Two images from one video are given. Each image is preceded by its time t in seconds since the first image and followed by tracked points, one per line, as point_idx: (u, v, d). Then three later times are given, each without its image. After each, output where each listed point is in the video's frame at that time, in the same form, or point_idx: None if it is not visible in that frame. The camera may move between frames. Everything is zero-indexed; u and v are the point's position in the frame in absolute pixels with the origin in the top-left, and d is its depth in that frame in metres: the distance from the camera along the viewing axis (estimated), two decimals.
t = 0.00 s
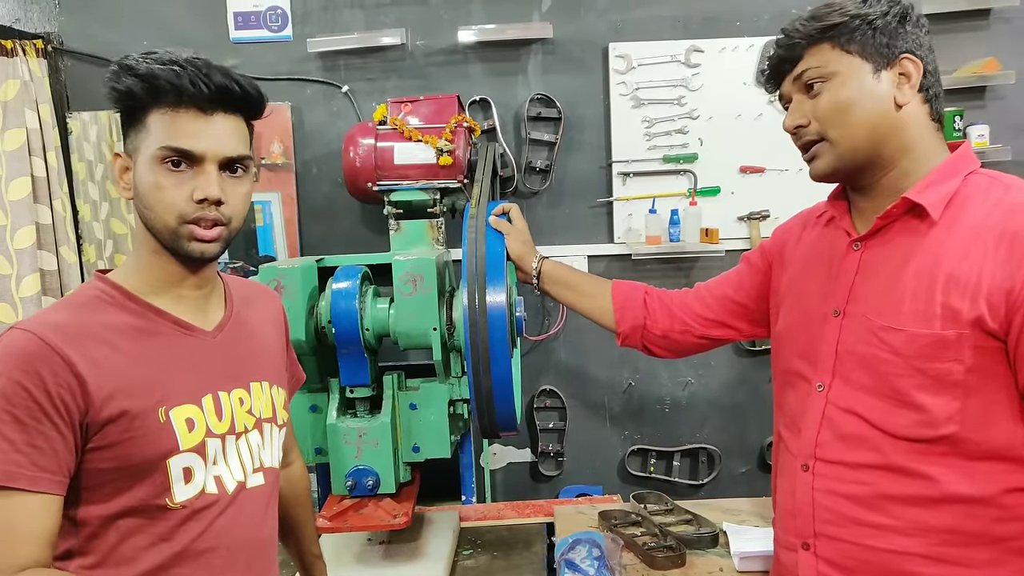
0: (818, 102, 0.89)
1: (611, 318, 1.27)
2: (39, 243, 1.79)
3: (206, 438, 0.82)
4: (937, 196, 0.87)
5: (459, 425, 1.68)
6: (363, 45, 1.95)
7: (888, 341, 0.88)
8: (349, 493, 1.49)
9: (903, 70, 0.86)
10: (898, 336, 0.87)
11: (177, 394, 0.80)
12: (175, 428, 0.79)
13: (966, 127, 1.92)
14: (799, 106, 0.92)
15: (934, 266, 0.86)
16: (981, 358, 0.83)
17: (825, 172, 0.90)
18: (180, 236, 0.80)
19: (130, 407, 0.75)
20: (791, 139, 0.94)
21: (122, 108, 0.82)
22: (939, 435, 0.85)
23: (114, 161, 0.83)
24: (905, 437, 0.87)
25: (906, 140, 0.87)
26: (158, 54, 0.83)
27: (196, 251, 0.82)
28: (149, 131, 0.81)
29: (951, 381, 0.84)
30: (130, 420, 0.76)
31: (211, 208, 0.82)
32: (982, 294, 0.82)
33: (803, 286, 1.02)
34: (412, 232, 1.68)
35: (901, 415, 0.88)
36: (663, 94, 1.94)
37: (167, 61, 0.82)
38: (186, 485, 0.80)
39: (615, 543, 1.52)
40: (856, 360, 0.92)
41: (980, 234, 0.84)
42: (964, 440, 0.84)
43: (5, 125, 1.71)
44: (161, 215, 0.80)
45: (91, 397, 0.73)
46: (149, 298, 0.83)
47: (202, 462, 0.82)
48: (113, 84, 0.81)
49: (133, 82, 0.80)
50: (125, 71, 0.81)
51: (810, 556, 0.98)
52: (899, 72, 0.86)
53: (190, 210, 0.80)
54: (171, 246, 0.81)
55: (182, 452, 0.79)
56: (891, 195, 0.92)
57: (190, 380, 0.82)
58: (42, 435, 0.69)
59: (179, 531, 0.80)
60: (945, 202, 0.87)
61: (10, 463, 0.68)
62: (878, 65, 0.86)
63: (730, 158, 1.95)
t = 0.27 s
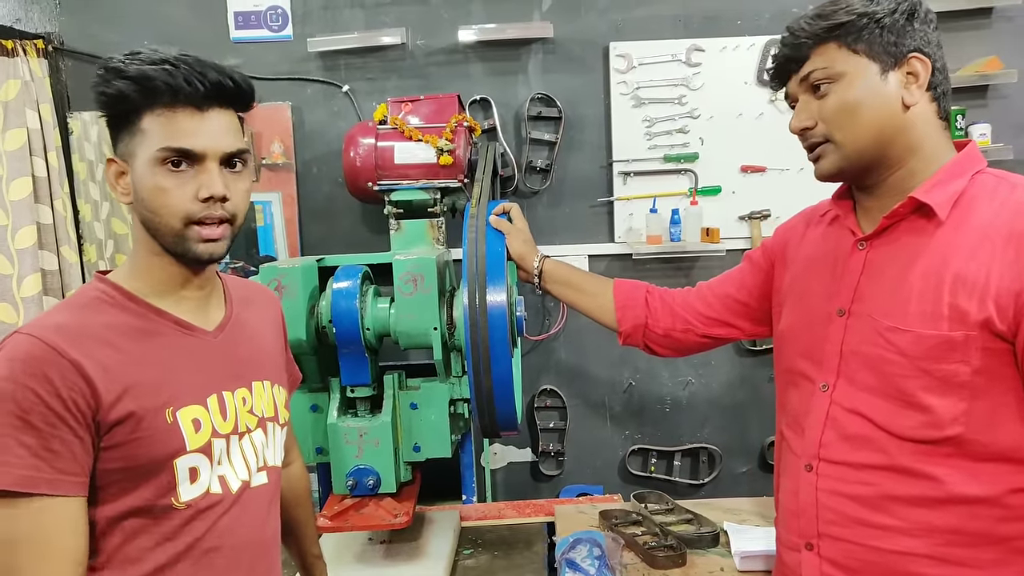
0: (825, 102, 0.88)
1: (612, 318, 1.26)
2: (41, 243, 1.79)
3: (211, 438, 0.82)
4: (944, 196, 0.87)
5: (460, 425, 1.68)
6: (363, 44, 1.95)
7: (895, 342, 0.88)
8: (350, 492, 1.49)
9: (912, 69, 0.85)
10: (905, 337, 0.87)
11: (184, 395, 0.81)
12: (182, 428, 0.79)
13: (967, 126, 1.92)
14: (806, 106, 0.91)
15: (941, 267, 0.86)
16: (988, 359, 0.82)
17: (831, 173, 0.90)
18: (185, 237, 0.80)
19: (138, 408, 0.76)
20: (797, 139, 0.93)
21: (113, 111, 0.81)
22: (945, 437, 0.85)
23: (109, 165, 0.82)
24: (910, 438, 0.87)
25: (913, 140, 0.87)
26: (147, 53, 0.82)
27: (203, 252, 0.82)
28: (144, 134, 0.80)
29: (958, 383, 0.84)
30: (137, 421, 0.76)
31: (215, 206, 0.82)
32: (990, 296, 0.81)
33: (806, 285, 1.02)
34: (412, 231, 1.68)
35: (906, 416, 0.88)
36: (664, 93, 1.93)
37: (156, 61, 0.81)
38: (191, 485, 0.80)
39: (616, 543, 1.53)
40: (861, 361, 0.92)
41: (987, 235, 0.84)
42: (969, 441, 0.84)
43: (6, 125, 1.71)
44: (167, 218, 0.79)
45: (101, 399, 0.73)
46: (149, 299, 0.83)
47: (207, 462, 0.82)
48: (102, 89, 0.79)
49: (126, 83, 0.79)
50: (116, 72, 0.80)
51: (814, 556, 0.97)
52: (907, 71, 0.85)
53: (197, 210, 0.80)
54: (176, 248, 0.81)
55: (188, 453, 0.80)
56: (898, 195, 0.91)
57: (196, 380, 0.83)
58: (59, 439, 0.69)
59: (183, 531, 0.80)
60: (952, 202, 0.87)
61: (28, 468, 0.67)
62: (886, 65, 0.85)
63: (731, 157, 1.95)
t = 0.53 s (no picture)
0: (833, 100, 0.88)
1: (615, 314, 1.26)
2: (41, 241, 1.79)
3: (214, 439, 0.82)
4: (951, 193, 0.87)
5: (462, 423, 1.68)
6: (365, 41, 1.94)
7: (901, 340, 0.88)
8: (353, 490, 1.49)
9: (923, 67, 0.85)
10: (910, 335, 0.87)
11: (188, 395, 0.81)
12: (184, 429, 0.79)
13: (970, 122, 1.91)
14: (814, 102, 0.90)
15: (948, 264, 0.86)
16: (993, 357, 0.83)
17: (836, 171, 0.90)
18: (204, 234, 0.81)
19: (140, 409, 0.76)
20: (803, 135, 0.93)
21: (122, 109, 0.79)
22: (949, 434, 0.85)
23: (115, 163, 0.81)
24: (915, 435, 0.87)
25: (922, 139, 0.87)
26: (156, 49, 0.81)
27: (220, 246, 0.83)
28: (155, 131, 0.79)
29: (963, 380, 0.84)
30: (140, 422, 0.76)
31: (232, 203, 0.82)
32: (997, 295, 0.81)
33: (810, 281, 1.01)
34: (414, 229, 1.67)
35: (911, 413, 0.87)
36: (666, 90, 1.93)
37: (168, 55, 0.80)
38: (193, 486, 0.80)
39: (618, 540, 1.53)
40: (865, 358, 0.91)
41: (995, 232, 0.83)
42: (973, 438, 0.84)
43: (6, 123, 1.70)
44: (186, 216, 0.79)
45: (102, 401, 0.73)
46: (154, 298, 0.83)
47: (209, 463, 0.82)
48: (115, 84, 0.78)
49: (141, 79, 0.78)
50: (127, 69, 0.78)
51: (817, 553, 0.97)
52: (918, 70, 0.85)
53: (214, 208, 0.81)
54: (194, 245, 0.81)
55: (190, 454, 0.79)
56: (905, 193, 0.91)
57: (199, 379, 0.83)
58: (56, 441, 0.69)
59: (186, 530, 0.80)
60: (959, 199, 0.87)
61: (24, 470, 0.67)
62: (897, 63, 0.84)
63: (733, 154, 1.95)
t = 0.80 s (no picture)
0: (848, 97, 0.86)
1: (616, 312, 1.26)
2: (42, 241, 1.79)
3: (214, 440, 0.82)
4: (950, 192, 0.87)
5: (462, 422, 1.68)
6: (365, 41, 1.94)
7: (898, 337, 0.88)
8: (354, 489, 1.49)
9: (940, 76, 0.84)
10: (908, 333, 0.87)
11: (187, 397, 0.81)
12: (184, 431, 0.79)
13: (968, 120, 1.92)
14: (825, 95, 0.89)
15: (946, 264, 0.86)
16: (990, 355, 0.83)
17: (839, 168, 0.90)
18: (238, 235, 0.84)
19: (140, 410, 0.76)
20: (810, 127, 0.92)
21: (142, 119, 0.79)
22: (946, 432, 0.85)
23: (133, 174, 0.80)
24: (912, 433, 0.87)
25: (926, 145, 0.87)
26: (167, 53, 0.81)
27: (252, 243, 0.87)
28: (182, 141, 0.80)
29: (960, 378, 0.84)
30: (140, 423, 0.76)
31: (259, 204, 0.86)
32: (995, 294, 0.82)
33: (810, 278, 1.01)
34: (415, 228, 1.68)
35: (908, 411, 0.88)
36: (666, 89, 1.93)
37: (191, 64, 0.81)
38: (192, 487, 0.80)
39: (619, 539, 1.53)
40: (864, 355, 0.92)
41: (993, 231, 0.84)
42: (970, 436, 0.84)
43: (7, 124, 1.71)
44: (221, 221, 0.82)
45: (102, 402, 0.73)
46: (156, 299, 0.83)
47: (209, 464, 0.82)
48: (148, 97, 0.78)
49: (176, 92, 0.79)
50: (154, 82, 0.78)
51: (815, 550, 0.97)
52: (934, 78, 0.84)
53: (247, 210, 0.84)
54: (227, 244, 0.84)
55: (190, 456, 0.80)
56: (904, 188, 0.91)
57: (199, 380, 0.83)
58: (56, 443, 0.69)
59: (186, 529, 0.80)
60: (958, 198, 0.87)
61: (24, 472, 0.68)
62: (916, 70, 0.83)
63: (733, 153, 1.95)
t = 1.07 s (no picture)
0: (870, 103, 0.85)
1: (616, 315, 1.27)
2: (43, 241, 1.80)
3: (214, 441, 0.83)
4: (951, 197, 0.87)
5: (462, 424, 1.68)
6: (366, 43, 1.95)
7: (895, 342, 0.88)
8: (353, 490, 1.49)
9: (960, 80, 0.84)
10: (906, 337, 0.87)
11: (187, 397, 0.81)
12: (185, 431, 0.80)
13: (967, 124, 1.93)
14: (846, 101, 0.87)
15: (945, 269, 0.86)
16: (986, 361, 0.83)
17: (854, 173, 0.89)
18: (239, 238, 0.84)
19: (141, 411, 0.76)
20: (825, 133, 0.90)
21: (145, 126, 0.79)
22: (942, 436, 0.85)
23: (133, 179, 0.80)
24: (909, 436, 0.88)
25: (936, 151, 0.88)
26: (171, 59, 0.81)
27: (252, 245, 0.87)
28: (184, 147, 0.80)
29: (956, 384, 0.84)
30: (141, 424, 0.76)
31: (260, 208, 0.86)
32: (992, 299, 0.82)
33: (809, 280, 1.02)
34: (415, 230, 1.68)
35: (905, 415, 0.88)
36: (666, 92, 1.94)
37: (194, 70, 0.81)
38: (192, 487, 0.80)
39: (618, 541, 1.53)
40: (862, 359, 0.92)
41: (993, 237, 0.84)
42: (966, 441, 0.84)
43: (8, 124, 1.71)
44: (223, 224, 0.82)
45: (103, 402, 0.73)
46: (157, 300, 0.83)
47: (209, 465, 0.82)
48: (150, 104, 0.78)
49: (178, 100, 0.79)
50: (158, 88, 0.79)
51: (812, 550, 0.98)
52: (954, 83, 0.84)
53: (248, 215, 0.84)
54: (229, 247, 0.84)
55: (191, 456, 0.80)
56: (904, 197, 0.93)
57: (200, 380, 0.83)
58: (58, 443, 0.69)
59: (184, 530, 0.80)
60: (959, 203, 0.87)
61: (26, 471, 0.68)
62: (939, 76, 0.83)
63: (732, 156, 1.95)
